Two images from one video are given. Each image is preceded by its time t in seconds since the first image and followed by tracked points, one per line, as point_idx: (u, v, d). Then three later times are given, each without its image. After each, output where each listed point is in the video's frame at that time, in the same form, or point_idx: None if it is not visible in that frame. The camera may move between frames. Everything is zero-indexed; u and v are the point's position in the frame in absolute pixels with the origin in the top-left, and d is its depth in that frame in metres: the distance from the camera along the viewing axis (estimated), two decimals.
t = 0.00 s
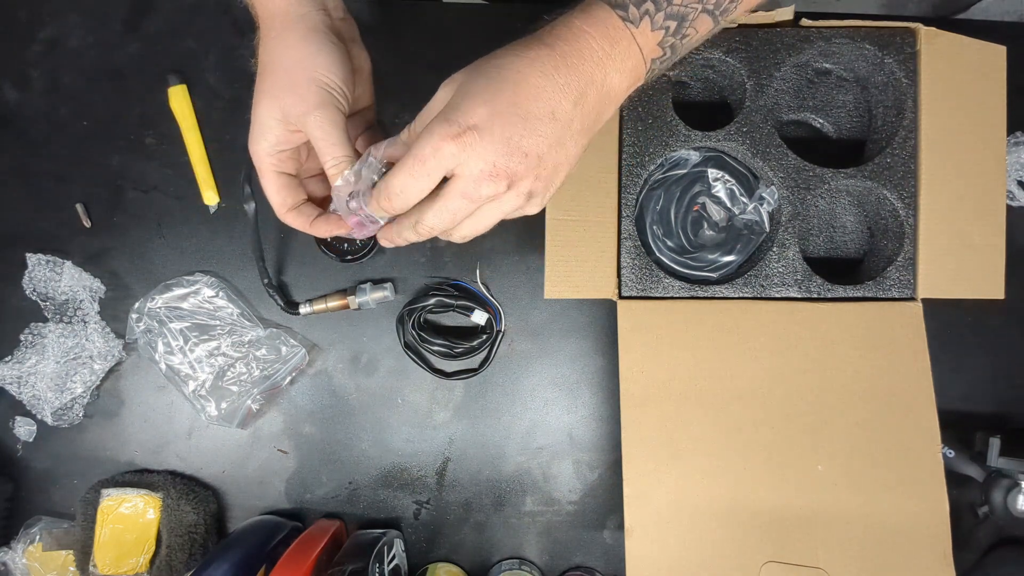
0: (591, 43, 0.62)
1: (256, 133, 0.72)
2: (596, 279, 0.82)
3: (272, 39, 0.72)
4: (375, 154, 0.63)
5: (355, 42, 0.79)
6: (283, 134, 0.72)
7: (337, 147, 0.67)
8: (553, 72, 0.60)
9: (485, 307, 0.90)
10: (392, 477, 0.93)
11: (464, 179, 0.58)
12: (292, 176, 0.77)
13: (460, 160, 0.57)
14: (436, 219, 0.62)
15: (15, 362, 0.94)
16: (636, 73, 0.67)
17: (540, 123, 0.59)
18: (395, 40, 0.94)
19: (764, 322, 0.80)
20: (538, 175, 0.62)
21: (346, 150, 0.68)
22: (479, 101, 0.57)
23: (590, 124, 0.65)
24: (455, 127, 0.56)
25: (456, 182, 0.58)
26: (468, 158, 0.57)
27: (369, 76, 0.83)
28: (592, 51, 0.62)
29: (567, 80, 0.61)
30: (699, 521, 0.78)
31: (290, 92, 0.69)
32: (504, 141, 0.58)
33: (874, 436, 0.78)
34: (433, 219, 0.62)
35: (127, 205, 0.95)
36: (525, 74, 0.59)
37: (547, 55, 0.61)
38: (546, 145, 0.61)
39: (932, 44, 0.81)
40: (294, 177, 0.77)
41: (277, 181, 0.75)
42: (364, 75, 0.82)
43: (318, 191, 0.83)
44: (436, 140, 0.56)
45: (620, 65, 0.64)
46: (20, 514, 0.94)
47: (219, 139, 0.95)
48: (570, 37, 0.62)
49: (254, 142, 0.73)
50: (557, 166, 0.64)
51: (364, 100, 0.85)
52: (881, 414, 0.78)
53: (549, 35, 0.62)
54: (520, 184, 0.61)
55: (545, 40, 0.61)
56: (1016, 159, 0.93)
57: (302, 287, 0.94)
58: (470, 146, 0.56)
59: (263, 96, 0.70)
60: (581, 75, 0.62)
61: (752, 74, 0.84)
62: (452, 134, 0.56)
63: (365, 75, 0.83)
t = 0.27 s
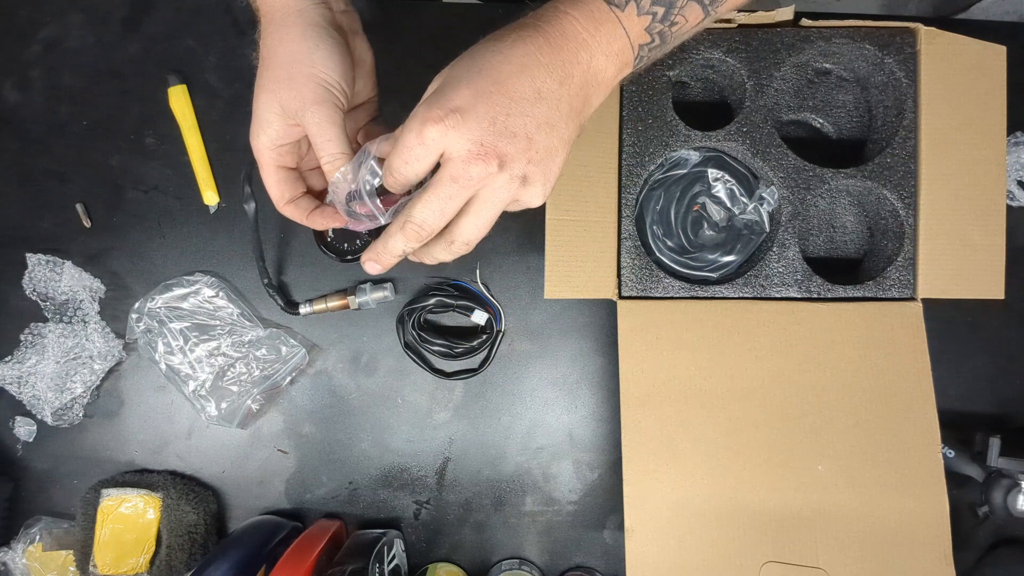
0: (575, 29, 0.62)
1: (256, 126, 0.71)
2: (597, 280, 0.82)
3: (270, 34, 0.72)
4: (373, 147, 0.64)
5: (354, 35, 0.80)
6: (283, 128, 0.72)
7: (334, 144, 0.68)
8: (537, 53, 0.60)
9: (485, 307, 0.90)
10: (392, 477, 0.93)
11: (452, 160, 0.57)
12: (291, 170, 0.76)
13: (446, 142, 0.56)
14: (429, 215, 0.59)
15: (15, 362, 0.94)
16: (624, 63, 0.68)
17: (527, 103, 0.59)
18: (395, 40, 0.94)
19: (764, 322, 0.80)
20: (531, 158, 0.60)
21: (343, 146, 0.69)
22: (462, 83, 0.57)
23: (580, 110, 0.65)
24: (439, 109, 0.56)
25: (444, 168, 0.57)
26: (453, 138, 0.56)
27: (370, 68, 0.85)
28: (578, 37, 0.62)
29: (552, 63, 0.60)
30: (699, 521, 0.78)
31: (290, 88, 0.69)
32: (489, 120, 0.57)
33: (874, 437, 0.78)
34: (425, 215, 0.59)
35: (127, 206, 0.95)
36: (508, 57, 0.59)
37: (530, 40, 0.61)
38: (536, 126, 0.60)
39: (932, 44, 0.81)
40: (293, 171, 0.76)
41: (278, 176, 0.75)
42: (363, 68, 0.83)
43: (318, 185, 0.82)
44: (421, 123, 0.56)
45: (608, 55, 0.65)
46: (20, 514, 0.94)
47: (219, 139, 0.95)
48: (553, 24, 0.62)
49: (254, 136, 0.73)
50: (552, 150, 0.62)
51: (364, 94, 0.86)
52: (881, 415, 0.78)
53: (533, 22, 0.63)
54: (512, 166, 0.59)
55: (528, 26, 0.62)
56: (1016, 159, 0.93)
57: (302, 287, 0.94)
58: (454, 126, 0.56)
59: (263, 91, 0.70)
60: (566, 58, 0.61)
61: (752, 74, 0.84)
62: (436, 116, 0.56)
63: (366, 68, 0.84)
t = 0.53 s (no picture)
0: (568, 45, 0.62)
1: (264, 121, 0.71)
2: (597, 279, 0.82)
3: (278, 30, 0.71)
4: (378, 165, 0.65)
5: (364, 32, 0.79)
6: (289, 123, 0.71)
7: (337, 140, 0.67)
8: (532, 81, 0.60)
9: (485, 307, 0.90)
10: (392, 477, 0.93)
11: (459, 200, 0.59)
12: (297, 167, 0.77)
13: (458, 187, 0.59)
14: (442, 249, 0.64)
15: (15, 362, 0.94)
16: (615, 75, 0.67)
17: (526, 134, 0.60)
18: (395, 40, 0.94)
19: (764, 322, 0.80)
20: (532, 183, 0.62)
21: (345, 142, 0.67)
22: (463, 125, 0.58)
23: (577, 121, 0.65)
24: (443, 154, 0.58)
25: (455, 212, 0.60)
26: (463, 184, 0.59)
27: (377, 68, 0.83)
28: (571, 55, 0.62)
29: (547, 90, 0.61)
30: (699, 521, 0.78)
31: (297, 82, 0.69)
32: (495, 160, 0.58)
33: (874, 436, 0.78)
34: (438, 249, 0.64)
35: (127, 205, 0.95)
36: (503, 87, 0.59)
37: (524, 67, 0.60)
38: (535, 153, 0.61)
39: (932, 44, 0.81)
40: (299, 168, 0.77)
41: (283, 172, 0.75)
42: (371, 66, 0.82)
43: (323, 182, 0.83)
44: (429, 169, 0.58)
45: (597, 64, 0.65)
46: (20, 514, 0.94)
47: (219, 139, 0.95)
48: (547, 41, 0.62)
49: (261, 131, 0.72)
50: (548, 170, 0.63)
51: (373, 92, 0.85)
52: (881, 414, 0.78)
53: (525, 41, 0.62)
54: (516, 195, 0.61)
55: (519, 44, 0.62)
56: (1016, 159, 0.93)
57: (302, 287, 0.94)
58: (461, 169, 0.58)
59: (270, 85, 0.70)
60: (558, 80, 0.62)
61: (752, 74, 0.84)
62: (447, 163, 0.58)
63: (372, 66, 0.82)
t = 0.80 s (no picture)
0: (557, 20, 0.58)
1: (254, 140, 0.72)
2: (596, 279, 0.82)
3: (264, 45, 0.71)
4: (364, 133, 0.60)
5: (354, 45, 0.80)
6: (282, 141, 0.71)
7: (323, 148, 0.63)
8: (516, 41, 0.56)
9: (485, 307, 0.90)
10: (392, 477, 0.93)
11: (443, 126, 0.50)
12: (292, 186, 0.77)
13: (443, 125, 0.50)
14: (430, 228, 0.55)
15: (15, 362, 0.94)
16: (606, 58, 0.62)
17: (518, 72, 0.53)
18: (395, 40, 0.94)
19: (764, 322, 0.80)
20: (525, 130, 0.53)
21: (334, 150, 0.63)
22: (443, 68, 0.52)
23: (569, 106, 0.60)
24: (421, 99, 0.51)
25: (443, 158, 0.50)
26: (446, 118, 0.50)
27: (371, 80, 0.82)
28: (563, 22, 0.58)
29: (543, 60, 0.55)
30: (699, 521, 0.78)
31: (282, 97, 0.68)
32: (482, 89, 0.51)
33: (874, 437, 0.78)
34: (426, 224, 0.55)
35: (127, 205, 0.95)
36: (493, 35, 0.55)
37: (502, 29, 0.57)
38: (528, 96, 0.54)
39: (932, 45, 0.81)
40: (294, 186, 0.77)
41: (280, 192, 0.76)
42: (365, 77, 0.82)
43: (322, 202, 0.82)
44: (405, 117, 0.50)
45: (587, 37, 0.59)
46: (20, 514, 0.94)
47: (218, 139, 0.95)
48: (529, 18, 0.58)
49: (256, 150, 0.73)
50: (546, 133, 0.55)
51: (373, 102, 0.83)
52: (881, 414, 0.78)
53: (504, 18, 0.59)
54: (507, 135, 0.52)
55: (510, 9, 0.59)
56: (1016, 159, 0.93)
57: (302, 287, 0.94)
58: (444, 89, 0.50)
59: (260, 103, 0.70)
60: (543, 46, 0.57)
61: (752, 74, 0.84)
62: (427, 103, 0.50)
63: (365, 79, 0.82)
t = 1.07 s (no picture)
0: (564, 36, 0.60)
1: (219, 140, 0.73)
2: (596, 279, 0.82)
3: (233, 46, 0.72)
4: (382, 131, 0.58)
5: (326, 52, 0.80)
6: (244, 143, 0.73)
7: (281, 158, 0.67)
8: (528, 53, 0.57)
9: (485, 307, 0.90)
10: (391, 477, 0.93)
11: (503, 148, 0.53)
12: (255, 186, 0.78)
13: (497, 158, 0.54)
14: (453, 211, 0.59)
15: (14, 362, 0.94)
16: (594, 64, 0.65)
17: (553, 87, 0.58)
18: (395, 40, 0.94)
19: (764, 322, 0.80)
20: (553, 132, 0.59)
21: (291, 161, 0.67)
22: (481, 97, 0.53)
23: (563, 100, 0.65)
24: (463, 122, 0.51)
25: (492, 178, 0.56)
26: (499, 147, 0.53)
27: (341, 88, 0.84)
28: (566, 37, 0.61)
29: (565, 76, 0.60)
30: (699, 521, 0.78)
31: (245, 102, 0.69)
32: (538, 119, 0.54)
33: (874, 436, 0.78)
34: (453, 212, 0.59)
35: (127, 205, 0.95)
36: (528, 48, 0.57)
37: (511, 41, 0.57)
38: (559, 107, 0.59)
39: (932, 44, 0.81)
40: (257, 187, 0.78)
41: (242, 191, 0.78)
42: (336, 85, 0.83)
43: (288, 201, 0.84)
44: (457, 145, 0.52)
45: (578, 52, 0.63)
46: (20, 514, 0.94)
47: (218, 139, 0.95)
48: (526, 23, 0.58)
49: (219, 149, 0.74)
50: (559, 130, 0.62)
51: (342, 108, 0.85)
52: (881, 414, 0.78)
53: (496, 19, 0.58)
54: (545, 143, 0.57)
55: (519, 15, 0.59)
56: (1016, 159, 0.93)
57: (302, 287, 0.94)
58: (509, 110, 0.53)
59: (224, 105, 0.71)
60: (544, 53, 0.58)
61: (752, 74, 0.84)
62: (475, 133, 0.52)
63: (333, 86, 0.83)
